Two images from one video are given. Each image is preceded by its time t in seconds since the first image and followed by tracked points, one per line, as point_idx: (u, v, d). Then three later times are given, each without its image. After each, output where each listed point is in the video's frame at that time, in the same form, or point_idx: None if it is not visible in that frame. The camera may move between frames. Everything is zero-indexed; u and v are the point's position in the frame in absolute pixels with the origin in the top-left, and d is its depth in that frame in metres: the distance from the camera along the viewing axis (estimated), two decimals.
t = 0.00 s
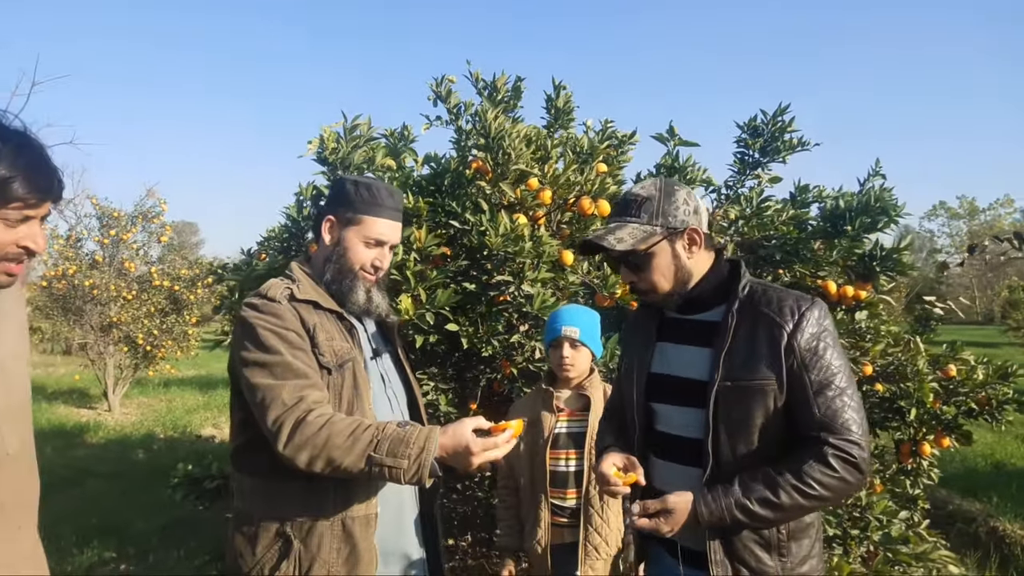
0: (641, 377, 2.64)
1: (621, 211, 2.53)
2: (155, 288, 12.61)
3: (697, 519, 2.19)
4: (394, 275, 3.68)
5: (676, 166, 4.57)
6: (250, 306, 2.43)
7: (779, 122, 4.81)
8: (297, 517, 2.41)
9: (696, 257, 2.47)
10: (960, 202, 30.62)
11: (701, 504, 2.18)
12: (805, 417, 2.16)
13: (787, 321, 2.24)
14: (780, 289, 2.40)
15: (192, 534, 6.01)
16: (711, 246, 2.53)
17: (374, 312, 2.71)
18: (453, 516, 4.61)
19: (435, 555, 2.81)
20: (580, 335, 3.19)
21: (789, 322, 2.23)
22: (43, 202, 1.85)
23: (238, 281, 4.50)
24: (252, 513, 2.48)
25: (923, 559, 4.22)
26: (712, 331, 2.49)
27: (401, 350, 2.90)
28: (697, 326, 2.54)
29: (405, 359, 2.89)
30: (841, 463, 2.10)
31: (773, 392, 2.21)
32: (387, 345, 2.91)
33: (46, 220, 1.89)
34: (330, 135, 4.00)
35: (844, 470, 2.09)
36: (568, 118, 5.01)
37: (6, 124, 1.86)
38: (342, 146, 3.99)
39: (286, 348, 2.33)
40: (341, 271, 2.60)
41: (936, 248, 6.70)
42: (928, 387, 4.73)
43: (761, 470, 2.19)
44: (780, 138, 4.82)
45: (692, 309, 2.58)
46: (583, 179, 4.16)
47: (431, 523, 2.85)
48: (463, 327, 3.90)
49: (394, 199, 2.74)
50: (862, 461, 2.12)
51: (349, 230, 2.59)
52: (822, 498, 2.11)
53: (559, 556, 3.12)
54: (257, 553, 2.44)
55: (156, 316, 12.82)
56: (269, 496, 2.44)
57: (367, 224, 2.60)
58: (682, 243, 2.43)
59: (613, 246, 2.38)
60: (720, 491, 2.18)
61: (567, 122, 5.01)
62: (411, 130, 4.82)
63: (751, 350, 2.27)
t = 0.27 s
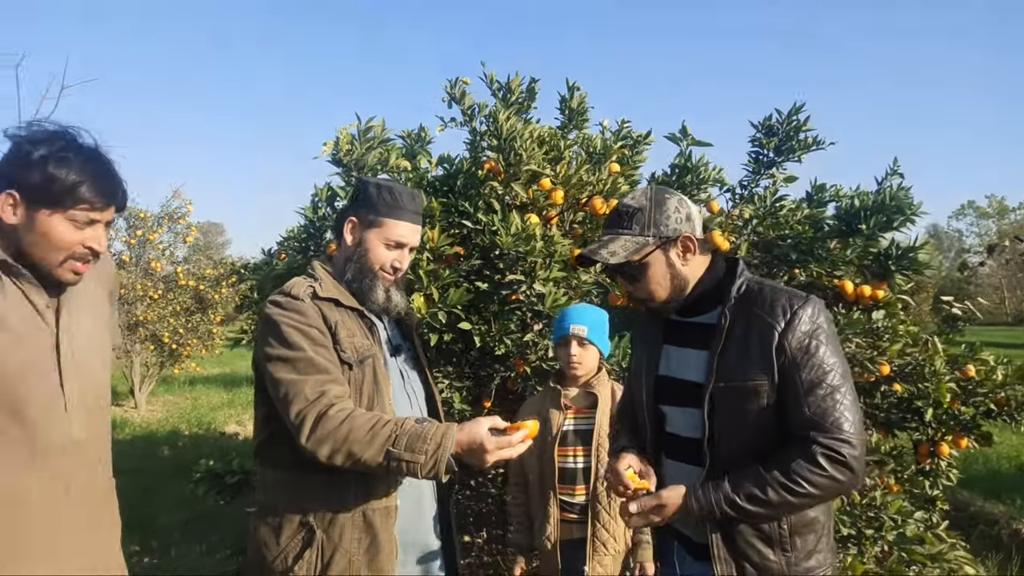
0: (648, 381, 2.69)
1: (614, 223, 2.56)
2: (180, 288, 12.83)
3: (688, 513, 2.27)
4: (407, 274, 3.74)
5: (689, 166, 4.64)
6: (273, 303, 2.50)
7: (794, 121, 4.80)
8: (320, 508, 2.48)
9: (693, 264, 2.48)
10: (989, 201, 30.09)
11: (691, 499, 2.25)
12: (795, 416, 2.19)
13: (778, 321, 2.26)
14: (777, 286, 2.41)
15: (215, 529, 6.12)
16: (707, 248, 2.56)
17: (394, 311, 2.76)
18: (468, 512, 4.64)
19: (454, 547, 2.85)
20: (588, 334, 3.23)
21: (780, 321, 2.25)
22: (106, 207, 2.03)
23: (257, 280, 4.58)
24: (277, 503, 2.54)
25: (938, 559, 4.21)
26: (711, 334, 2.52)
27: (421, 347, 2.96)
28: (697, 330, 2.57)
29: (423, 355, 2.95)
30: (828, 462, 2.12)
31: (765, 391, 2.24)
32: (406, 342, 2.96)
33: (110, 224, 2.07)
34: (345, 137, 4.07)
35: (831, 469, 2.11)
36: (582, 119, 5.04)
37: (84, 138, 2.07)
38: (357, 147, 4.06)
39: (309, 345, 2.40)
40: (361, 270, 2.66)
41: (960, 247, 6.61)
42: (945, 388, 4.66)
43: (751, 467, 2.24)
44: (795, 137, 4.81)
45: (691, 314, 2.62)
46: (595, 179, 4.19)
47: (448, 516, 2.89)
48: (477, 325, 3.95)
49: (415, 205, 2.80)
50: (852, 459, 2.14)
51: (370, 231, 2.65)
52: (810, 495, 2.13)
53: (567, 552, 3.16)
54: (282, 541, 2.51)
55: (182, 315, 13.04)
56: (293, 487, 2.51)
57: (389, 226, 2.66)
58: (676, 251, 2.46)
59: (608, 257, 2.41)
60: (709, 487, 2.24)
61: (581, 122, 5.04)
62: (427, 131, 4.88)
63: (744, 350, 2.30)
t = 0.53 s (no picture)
0: (658, 378, 2.75)
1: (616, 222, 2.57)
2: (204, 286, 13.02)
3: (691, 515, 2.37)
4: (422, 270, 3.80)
5: (704, 163, 4.60)
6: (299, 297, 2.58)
7: (810, 118, 4.79)
8: (342, 495, 2.54)
9: (694, 263, 2.51)
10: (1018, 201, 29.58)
11: (692, 502, 2.35)
12: (796, 424, 2.21)
13: (779, 328, 2.25)
14: (782, 285, 2.38)
15: (237, 523, 6.21)
16: (712, 245, 2.58)
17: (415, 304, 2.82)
18: (485, 506, 4.61)
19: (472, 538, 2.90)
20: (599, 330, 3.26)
21: (780, 328, 2.25)
22: (196, 225, 2.44)
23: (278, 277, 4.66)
24: (300, 490, 2.61)
25: (954, 557, 4.23)
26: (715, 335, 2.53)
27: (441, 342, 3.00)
28: (704, 330, 2.58)
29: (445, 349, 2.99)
30: (827, 471, 2.15)
31: (767, 398, 2.27)
32: (427, 334, 3.01)
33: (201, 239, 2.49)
34: (361, 136, 4.14)
35: (829, 478, 2.15)
36: (599, 118, 5.06)
37: (192, 169, 2.54)
38: (374, 146, 4.13)
39: (334, 336, 2.46)
40: (384, 265, 2.71)
41: (983, 245, 6.53)
42: (964, 386, 4.62)
43: (751, 474, 2.29)
44: (811, 135, 4.80)
45: (700, 312, 2.62)
46: (609, 177, 4.22)
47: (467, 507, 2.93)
48: (492, 321, 4.00)
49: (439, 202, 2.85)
50: (851, 468, 2.16)
51: (393, 227, 2.70)
52: (809, 504, 2.18)
53: (579, 544, 3.21)
54: (305, 527, 2.57)
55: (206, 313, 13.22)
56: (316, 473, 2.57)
57: (411, 222, 2.70)
58: (676, 250, 2.48)
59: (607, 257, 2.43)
60: (709, 492, 2.33)
61: (597, 121, 5.06)
62: (444, 131, 4.93)
63: (745, 357, 2.31)
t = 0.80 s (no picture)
0: (657, 381, 2.77)
1: (612, 235, 2.56)
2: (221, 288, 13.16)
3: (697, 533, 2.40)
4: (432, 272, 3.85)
5: (714, 165, 4.63)
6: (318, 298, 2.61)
7: (821, 119, 4.78)
8: (357, 490, 2.59)
9: (691, 275, 2.51)
10: None
11: (698, 520, 2.39)
12: (795, 440, 2.23)
13: (775, 345, 2.27)
14: (777, 298, 2.39)
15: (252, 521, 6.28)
16: (710, 254, 2.58)
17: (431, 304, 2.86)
18: (495, 506, 4.64)
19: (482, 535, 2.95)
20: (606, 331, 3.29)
21: (775, 345, 2.27)
22: (245, 238, 2.56)
23: (291, 279, 4.73)
24: (315, 485, 2.65)
25: (965, 560, 4.27)
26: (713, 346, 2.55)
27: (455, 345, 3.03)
28: (704, 340, 2.59)
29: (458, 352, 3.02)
30: (827, 487, 2.17)
31: (766, 414, 2.29)
32: (443, 335, 3.05)
33: (247, 250, 2.60)
34: (373, 139, 4.19)
35: (830, 493, 2.17)
36: (609, 119, 5.09)
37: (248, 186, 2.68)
38: (384, 149, 4.18)
39: (352, 334, 2.50)
40: (402, 267, 2.75)
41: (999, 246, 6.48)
42: (976, 389, 4.54)
43: (753, 493, 2.32)
44: (822, 136, 4.79)
45: (700, 323, 2.62)
46: (618, 179, 4.25)
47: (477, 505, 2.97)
48: (501, 323, 4.05)
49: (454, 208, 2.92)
50: (852, 482, 2.18)
51: (411, 231, 2.76)
52: (811, 519, 2.21)
53: (585, 543, 3.27)
54: (320, 521, 2.62)
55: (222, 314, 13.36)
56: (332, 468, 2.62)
57: (429, 225, 2.76)
58: (674, 264, 2.48)
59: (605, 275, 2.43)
60: (715, 511, 2.36)
61: (607, 123, 5.09)
62: (455, 133, 4.98)
63: (743, 373, 2.33)
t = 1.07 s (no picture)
0: (652, 380, 2.81)
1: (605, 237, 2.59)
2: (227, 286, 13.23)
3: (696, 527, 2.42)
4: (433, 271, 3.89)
5: (715, 165, 4.66)
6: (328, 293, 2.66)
7: (822, 119, 4.79)
8: (363, 482, 2.62)
9: (683, 275, 2.53)
10: None
11: (696, 515, 2.40)
12: (791, 434, 2.26)
13: (769, 340, 2.30)
14: (770, 293, 2.41)
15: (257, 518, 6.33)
16: (702, 254, 2.59)
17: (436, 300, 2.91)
18: (497, 505, 4.63)
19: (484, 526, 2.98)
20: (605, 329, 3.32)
21: (770, 341, 2.29)
22: (245, 248, 2.58)
23: (295, 278, 4.77)
24: (322, 477, 2.69)
25: (963, 558, 4.38)
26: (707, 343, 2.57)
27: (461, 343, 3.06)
28: (699, 338, 2.62)
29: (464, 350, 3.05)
30: (823, 479, 2.19)
31: (761, 409, 2.31)
32: (449, 334, 3.09)
33: (249, 259, 2.63)
34: (375, 139, 4.23)
35: (826, 486, 2.19)
36: (611, 119, 5.11)
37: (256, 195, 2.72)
38: (387, 149, 4.22)
39: (362, 326, 2.54)
40: (410, 266, 2.79)
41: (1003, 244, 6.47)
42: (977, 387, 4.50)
43: (750, 486, 2.34)
44: (823, 135, 4.81)
45: (693, 321, 2.66)
46: (618, 178, 4.28)
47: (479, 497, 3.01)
48: (503, 321, 4.08)
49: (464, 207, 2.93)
50: (847, 474, 2.20)
51: (419, 230, 2.79)
52: (807, 512, 2.23)
53: (585, 539, 3.31)
54: (326, 512, 2.66)
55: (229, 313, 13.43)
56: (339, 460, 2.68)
57: (440, 226, 2.78)
58: (664, 266, 2.51)
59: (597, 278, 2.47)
60: (712, 506, 2.38)
61: (610, 122, 5.11)
62: (458, 133, 5.01)
63: (738, 368, 2.36)
